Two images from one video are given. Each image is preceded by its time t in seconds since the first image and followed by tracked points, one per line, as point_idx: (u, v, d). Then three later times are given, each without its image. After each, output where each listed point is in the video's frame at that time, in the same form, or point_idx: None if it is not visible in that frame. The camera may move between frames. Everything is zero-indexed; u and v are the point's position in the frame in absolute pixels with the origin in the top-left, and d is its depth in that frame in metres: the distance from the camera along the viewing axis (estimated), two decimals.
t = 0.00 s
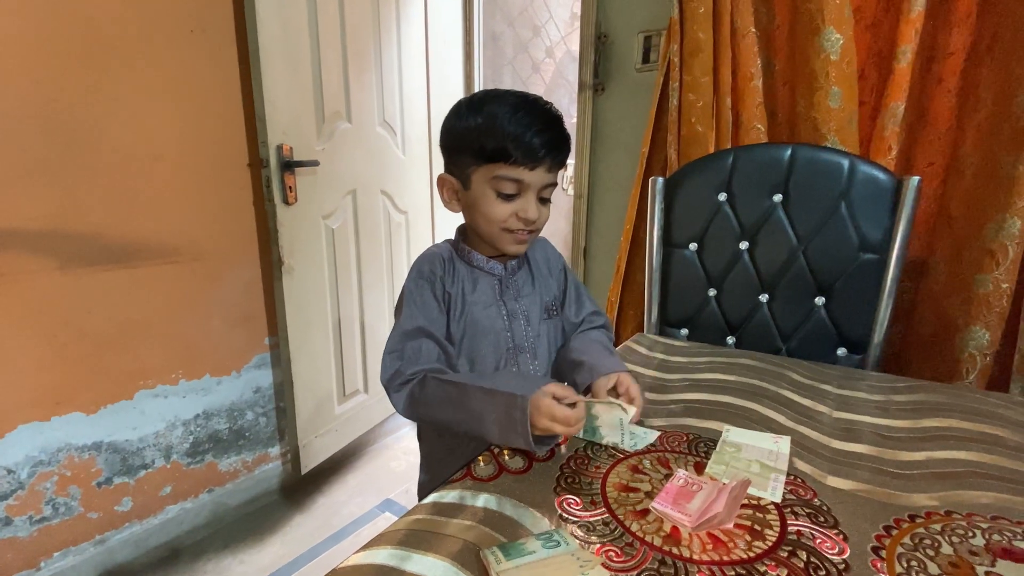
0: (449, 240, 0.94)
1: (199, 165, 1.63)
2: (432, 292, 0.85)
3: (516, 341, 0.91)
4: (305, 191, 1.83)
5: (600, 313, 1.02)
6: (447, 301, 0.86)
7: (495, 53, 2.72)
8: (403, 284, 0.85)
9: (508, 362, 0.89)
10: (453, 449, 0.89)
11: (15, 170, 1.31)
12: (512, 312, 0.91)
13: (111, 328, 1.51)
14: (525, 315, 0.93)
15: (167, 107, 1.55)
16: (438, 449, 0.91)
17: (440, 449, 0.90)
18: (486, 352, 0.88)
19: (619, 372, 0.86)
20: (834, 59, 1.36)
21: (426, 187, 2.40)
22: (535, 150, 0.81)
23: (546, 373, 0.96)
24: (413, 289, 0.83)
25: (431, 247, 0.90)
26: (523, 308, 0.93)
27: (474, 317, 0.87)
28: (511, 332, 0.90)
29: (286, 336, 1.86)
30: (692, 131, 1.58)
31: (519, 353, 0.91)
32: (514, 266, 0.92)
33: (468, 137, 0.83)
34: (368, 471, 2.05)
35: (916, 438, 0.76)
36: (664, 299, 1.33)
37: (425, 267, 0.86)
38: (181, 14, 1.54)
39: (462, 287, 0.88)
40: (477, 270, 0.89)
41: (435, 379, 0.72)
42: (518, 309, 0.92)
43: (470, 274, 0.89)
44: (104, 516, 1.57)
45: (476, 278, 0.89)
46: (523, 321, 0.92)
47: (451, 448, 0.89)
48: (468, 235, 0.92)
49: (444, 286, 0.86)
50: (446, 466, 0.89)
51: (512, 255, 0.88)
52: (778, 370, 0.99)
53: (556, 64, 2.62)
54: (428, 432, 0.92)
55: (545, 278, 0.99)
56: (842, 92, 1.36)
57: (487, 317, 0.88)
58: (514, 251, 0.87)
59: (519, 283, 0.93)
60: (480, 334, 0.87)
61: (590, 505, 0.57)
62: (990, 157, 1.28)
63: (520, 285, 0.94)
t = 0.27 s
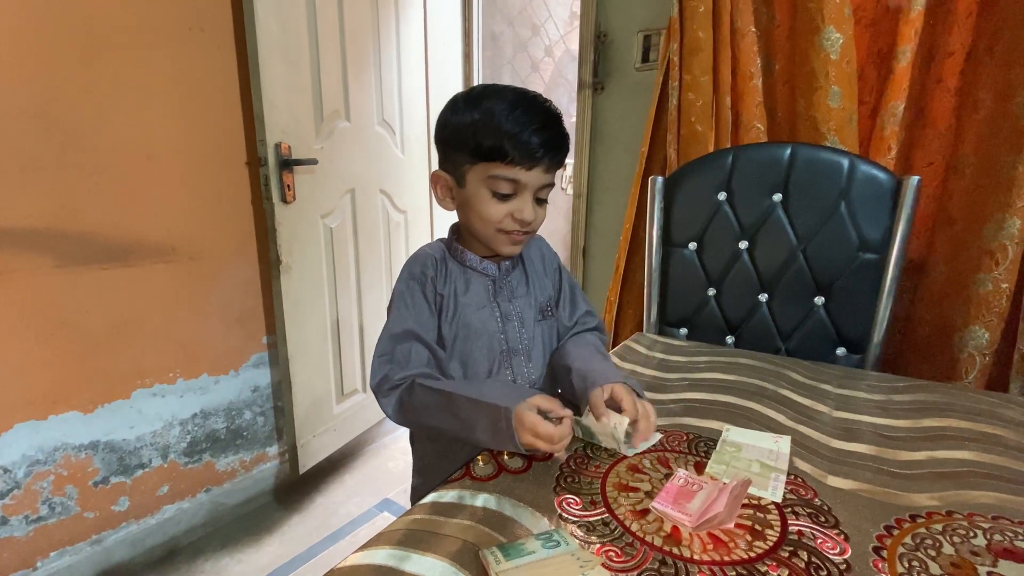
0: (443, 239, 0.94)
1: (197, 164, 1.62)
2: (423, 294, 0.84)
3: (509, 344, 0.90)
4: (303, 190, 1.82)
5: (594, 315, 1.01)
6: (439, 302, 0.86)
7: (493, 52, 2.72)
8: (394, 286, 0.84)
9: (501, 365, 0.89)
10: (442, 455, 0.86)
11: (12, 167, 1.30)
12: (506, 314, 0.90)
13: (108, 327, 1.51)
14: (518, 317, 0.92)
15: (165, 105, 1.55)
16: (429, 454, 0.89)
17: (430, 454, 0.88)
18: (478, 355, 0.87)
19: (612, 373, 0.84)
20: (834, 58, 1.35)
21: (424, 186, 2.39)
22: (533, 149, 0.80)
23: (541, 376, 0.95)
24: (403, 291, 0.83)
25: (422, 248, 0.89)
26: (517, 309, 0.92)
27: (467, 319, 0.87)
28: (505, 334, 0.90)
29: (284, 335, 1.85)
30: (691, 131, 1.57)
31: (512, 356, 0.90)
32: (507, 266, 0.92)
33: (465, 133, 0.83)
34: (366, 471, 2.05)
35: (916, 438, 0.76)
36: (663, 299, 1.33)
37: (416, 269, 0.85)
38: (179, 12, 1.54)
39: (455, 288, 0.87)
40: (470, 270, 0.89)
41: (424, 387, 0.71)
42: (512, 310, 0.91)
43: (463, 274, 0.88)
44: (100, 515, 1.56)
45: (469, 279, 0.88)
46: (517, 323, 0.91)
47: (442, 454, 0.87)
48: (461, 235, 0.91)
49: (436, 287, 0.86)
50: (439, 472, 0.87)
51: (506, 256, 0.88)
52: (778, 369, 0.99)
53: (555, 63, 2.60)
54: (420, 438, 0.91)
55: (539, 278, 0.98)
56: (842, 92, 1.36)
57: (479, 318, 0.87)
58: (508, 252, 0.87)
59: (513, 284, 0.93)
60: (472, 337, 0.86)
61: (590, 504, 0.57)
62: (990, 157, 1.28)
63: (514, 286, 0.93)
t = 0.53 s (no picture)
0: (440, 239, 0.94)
1: (197, 163, 1.62)
2: (417, 296, 0.84)
3: (506, 348, 0.90)
4: (303, 189, 1.82)
5: (591, 318, 1.01)
6: (434, 304, 0.85)
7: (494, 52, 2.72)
8: (388, 287, 0.84)
9: (498, 370, 0.88)
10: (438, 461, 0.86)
11: (12, 166, 1.30)
12: (503, 317, 0.90)
13: (108, 326, 1.51)
14: (516, 320, 0.92)
15: (165, 104, 1.55)
16: (423, 459, 0.88)
17: (424, 459, 0.88)
18: (474, 358, 0.87)
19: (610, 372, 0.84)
20: (834, 59, 1.36)
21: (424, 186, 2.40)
22: (527, 136, 0.80)
23: (538, 380, 0.95)
24: (397, 292, 0.82)
25: (418, 248, 0.89)
26: (514, 312, 0.92)
27: (463, 321, 0.86)
28: (502, 338, 0.89)
29: (284, 335, 1.85)
30: (691, 131, 1.57)
31: (509, 359, 0.90)
32: (506, 267, 0.92)
33: (460, 125, 0.83)
34: (366, 471, 2.05)
35: (915, 438, 0.76)
36: (663, 299, 1.33)
37: (411, 270, 0.85)
38: (179, 11, 1.54)
39: (451, 290, 0.87)
40: (466, 272, 0.89)
41: (416, 384, 0.71)
42: (509, 313, 0.91)
43: (459, 275, 0.88)
44: (99, 515, 1.56)
45: (465, 281, 0.88)
46: (515, 326, 0.91)
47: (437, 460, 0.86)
48: (458, 234, 0.92)
49: (431, 289, 0.85)
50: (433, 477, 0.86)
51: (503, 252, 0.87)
52: (777, 370, 0.99)
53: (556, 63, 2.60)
54: (414, 444, 0.89)
55: (537, 282, 0.98)
56: (842, 93, 1.36)
57: (476, 322, 0.87)
58: (503, 248, 0.86)
59: (511, 286, 0.93)
60: (468, 341, 0.86)
61: (589, 504, 0.57)
62: (990, 159, 1.28)
63: (511, 289, 0.93)
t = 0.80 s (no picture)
0: (444, 240, 0.94)
1: (197, 163, 1.62)
2: (421, 298, 0.84)
3: (511, 351, 0.90)
4: (303, 190, 1.82)
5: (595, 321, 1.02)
6: (439, 307, 0.86)
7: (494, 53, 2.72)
8: (392, 289, 0.84)
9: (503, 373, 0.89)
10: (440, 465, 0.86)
11: (12, 166, 1.30)
12: (508, 320, 0.91)
13: (108, 326, 1.51)
14: (520, 323, 0.93)
15: (165, 104, 1.55)
16: (425, 461, 0.88)
17: (426, 461, 0.88)
18: (479, 361, 0.87)
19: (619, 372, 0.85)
20: (834, 61, 1.36)
21: (425, 187, 2.40)
22: (529, 134, 0.80)
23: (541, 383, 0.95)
24: (402, 294, 0.83)
25: (423, 249, 0.89)
26: (519, 315, 0.92)
27: (467, 324, 0.86)
28: (507, 341, 0.90)
29: (283, 335, 1.85)
30: (691, 133, 1.57)
31: (513, 363, 0.90)
32: (511, 271, 0.92)
33: (461, 124, 0.83)
34: (365, 471, 2.05)
35: (914, 440, 0.77)
36: (662, 300, 1.33)
37: (416, 272, 0.85)
38: (179, 11, 1.54)
39: (455, 293, 0.87)
40: (471, 274, 0.89)
41: (421, 391, 0.71)
42: (514, 316, 0.92)
43: (464, 278, 0.88)
44: (99, 515, 1.56)
45: (470, 283, 0.88)
46: (519, 329, 0.92)
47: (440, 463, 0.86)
48: (462, 235, 0.92)
49: (436, 291, 0.86)
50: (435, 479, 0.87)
51: (504, 253, 0.87)
52: (776, 371, 0.99)
53: (556, 64, 2.60)
54: (416, 446, 0.90)
55: (541, 284, 0.98)
56: (841, 95, 1.37)
57: (481, 325, 0.87)
58: (505, 249, 0.86)
59: (516, 289, 0.93)
60: (473, 344, 0.86)
61: (588, 506, 0.57)
62: (989, 161, 1.29)
63: (515, 292, 0.93)
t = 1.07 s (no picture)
0: (444, 240, 0.94)
1: (197, 163, 1.63)
2: (422, 299, 0.84)
3: (513, 351, 0.90)
4: (304, 190, 1.82)
5: (594, 319, 1.02)
6: (440, 308, 0.86)
7: (495, 52, 2.73)
8: (393, 291, 0.84)
9: (505, 373, 0.89)
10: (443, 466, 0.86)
11: (12, 166, 1.30)
12: (510, 320, 0.91)
13: (108, 326, 1.51)
14: (521, 323, 0.93)
15: (166, 104, 1.55)
16: (428, 463, 0.88)
17: (429, 463, 0.88)
18: (482, 361, 0.87)
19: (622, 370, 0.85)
20: (834, 61, 1.36)
21: (425, 187, 2.40)
22: (536, 141, 0.80)
23: (544, 383, 0.95)
24: (403, 295, 0.83)
25: (423, 251, 0.89)
26: (520, 315, 0.92)
27: (469, 325, 0.86)
28: (509, 341, 0.90)
29: (283, 336, 1.85)
30: (691, 133, 1.57)
31: (516, 363, 0.90)
32: (511, 271, 0.92)
33: (465, 126, 0.83)
34: (365, 471, 2.05)
35: (914, 440, 0.77)
36: (663, 300, 1.33)
37: (416, 274, 0.85)
38: (180, 11, 1.54)
39: (456, 294, 0.87)
40: (472, 275, 0.89)
41: (422, 395, 0.71)
42: (515, 316, 0.92)
43: (465, 278, 0.88)
44: (98, 514, 1.56)
45: (471, 284, 0.88)
46: (521, 329, 0.92)
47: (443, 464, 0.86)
48: (462, 235, 0.92)
49: (437, 292, 0.86)
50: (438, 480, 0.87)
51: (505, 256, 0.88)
52: (777, 372, 0.99)
53: (556, 65, 2.65)
54: (419, 448, 0.90)
55: (541, 284, 0.99)
56: (841, 95, 1.37)
57: (482, 325, 0.87)
58: (507, 252, 0.87)
59: (517, 289, 0.94)
60: (475, 344, 0.86)
61: (589, 505, 0.57)
62: (989, 161, 1.29)
63: (517, 292, 0.93)
